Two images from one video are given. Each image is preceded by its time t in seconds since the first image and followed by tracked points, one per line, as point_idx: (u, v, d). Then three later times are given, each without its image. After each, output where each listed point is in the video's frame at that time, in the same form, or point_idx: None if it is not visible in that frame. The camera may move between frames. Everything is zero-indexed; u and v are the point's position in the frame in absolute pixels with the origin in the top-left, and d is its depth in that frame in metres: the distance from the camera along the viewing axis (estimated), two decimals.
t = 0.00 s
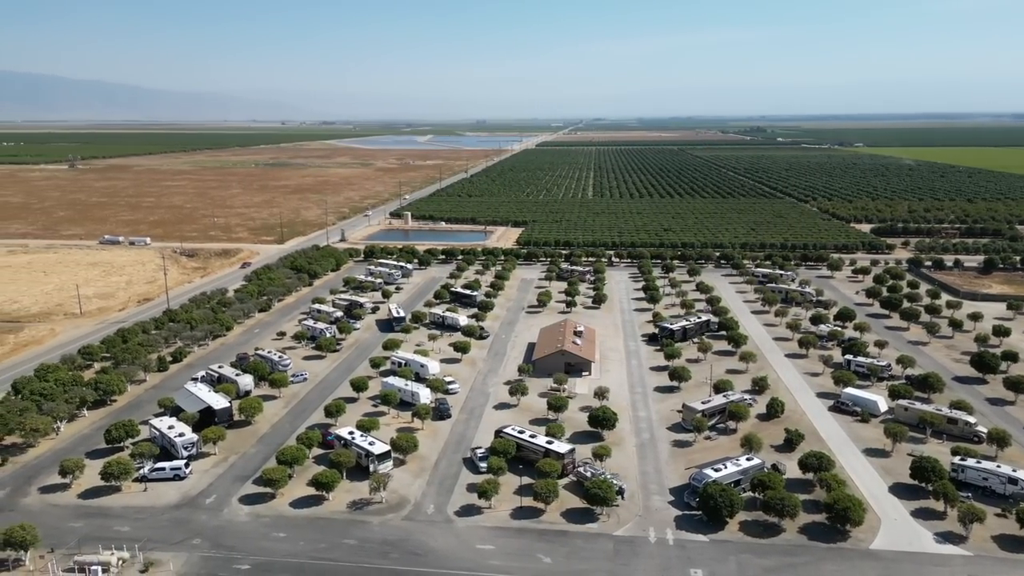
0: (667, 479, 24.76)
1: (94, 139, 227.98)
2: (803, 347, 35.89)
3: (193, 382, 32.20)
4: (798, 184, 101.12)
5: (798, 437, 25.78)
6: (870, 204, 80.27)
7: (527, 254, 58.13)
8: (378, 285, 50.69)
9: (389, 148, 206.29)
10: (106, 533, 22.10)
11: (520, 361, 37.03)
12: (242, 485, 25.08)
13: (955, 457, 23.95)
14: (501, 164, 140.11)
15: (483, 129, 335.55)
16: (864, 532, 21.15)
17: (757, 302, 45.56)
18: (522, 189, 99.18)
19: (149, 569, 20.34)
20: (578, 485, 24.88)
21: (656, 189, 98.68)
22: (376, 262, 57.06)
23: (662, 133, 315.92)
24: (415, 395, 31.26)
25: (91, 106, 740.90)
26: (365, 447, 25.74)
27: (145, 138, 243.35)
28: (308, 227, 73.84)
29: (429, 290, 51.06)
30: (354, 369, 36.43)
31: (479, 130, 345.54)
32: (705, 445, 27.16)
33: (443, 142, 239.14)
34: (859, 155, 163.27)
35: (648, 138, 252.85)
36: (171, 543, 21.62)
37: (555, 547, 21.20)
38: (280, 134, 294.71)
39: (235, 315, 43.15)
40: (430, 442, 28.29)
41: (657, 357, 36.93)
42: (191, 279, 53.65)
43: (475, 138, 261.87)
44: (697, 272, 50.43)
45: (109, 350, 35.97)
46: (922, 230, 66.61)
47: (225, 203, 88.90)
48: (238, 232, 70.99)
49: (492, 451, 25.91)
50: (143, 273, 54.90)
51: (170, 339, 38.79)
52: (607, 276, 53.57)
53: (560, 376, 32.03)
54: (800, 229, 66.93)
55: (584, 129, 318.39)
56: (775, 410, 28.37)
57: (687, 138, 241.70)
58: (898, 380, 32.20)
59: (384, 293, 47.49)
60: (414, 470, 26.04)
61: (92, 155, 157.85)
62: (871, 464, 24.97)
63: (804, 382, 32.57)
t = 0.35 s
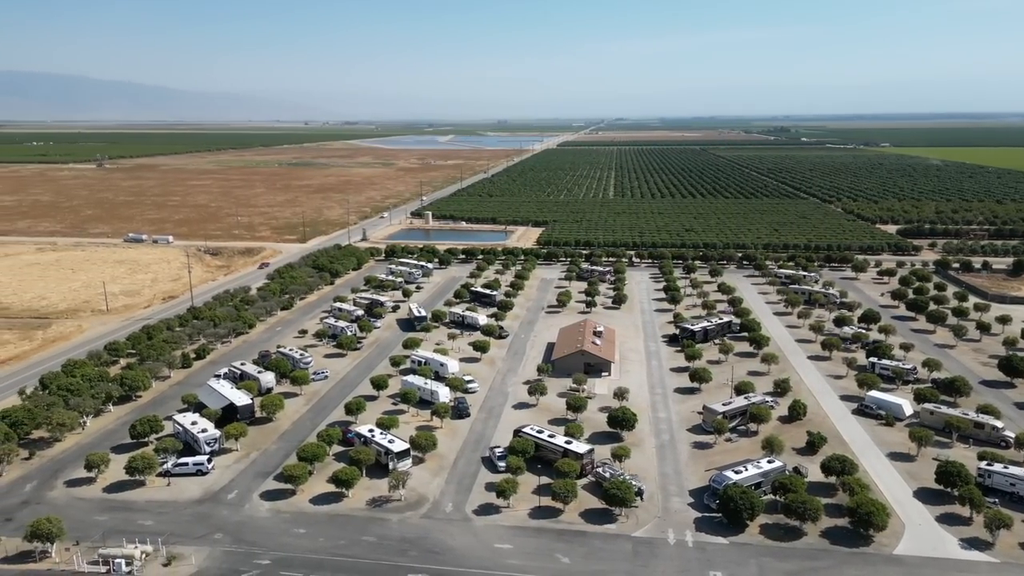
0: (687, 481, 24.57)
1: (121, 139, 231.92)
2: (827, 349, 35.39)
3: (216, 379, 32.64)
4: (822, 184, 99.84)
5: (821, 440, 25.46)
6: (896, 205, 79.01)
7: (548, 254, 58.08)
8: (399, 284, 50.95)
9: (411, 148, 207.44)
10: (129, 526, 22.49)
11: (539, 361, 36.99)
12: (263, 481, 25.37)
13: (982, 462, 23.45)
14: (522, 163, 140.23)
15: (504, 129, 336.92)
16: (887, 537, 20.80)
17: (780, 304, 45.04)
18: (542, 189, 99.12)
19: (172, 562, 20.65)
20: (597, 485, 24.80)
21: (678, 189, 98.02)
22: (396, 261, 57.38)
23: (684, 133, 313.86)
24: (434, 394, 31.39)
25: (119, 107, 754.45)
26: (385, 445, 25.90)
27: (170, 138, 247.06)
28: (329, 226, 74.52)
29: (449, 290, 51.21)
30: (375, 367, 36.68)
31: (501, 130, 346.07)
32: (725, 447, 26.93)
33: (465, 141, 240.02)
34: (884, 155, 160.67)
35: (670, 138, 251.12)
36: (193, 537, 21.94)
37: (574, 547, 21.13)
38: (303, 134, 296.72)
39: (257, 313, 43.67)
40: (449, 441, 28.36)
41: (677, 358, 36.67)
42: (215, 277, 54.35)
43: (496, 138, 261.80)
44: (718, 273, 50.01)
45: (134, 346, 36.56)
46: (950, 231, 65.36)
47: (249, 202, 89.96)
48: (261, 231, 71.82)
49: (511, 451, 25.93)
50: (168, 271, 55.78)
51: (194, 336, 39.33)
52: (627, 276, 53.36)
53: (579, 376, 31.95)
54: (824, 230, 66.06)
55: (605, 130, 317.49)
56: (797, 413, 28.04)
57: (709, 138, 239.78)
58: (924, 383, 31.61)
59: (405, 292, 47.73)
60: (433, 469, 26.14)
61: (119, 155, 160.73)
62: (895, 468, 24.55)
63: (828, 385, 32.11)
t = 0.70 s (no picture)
0: (705, 483, 24.39)
1: (147, 139, 235.23)
2: (850, 352, 34.91)
3: (237, 376, 33.06)
4: (846, 185, 98.48)
5: (842, 442, 25.13)
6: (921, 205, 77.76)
7: (567, 253, 58.00)
8: (418, 283, 51.19)
9: (431, 148, 208.27)
10: (152, 520, 22.86)
11: (558, 361, 36.94)
12: (283, 478, 25.64)
13: (1009, 466, 22.99)
14: (541, 163, 140.17)
15: (523, 129, 336.33)
16: (910, 542, 20.47)
17: (802, 305, 44.50)
18: (562, 188, 98.95)
19: (193, 556, 20.95)
20: (615, 485, 24.72)
21: (698, 189, 97.30)
22: (416, 260, 57.66)
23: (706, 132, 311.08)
24: (453, 393, 31.50)
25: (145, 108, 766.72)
26: (403, 443, 26.05)
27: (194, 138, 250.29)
28: (350, 225, 75.06)
29: (468, 289, 51.36)
30: (393, 366, 36.88)
31: (521, 130, 345.73)
32: (745, 449, 26.68)
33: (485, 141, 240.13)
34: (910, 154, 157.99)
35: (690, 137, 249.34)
36: (214, 531, 22.24)
37: (591, 548, 21.08)
38: (324, 133, 299.26)
39: (278, 311, 44.13)
40: (467, 440, 28.43)
41: (697, 359, 36.42)
42: (237, 275, 55.05)
43: (516, 138, 261.87)
44: (739, 274, 49.58)
45: (158, 343, 37.15)
46: (977, 233, 64.11)
47: (271, 201, 90.93)
48: (282, 230, 72.56)
49: (528, 450, 25.93)
50: (191, 269, 56.57)
51: (216, 333, 39.85)
52: (646, 276, 53.09)
53: (597, 376, 31.85)
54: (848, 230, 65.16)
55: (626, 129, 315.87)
56: (818, 415, 27.70)
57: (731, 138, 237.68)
58: (949, 387, 31.06)
59: (424, 291, 47.97)
60: (451, 467, 26.23)
61: (145, 154, 163.29)
62: (918, 472, 24.16)
63: (850, 387, 31.66)
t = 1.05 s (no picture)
0: (720, 484, 24.22)
1: (167, 139, 238.09)
2: (867, 353, 34.52)
3: (253, 374, 33.35)
4: (864, 184, 97.32)
5: (859, 445, 24.86)
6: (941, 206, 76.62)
7: (581, 253, 57.89)
8: (433, 282, 51.33)
9: (447, 147, 208.64)
10: (168, 516, 23.13)
11: (572, 360, 36.89)
12: (297, 475, 25.83)
13: None
14: (556, 163, 139.92)
15: (538, 129, 336.44)
16: (927, 546, 20.20)
17: (819, 306, 44.06)
18: (577, 188, 98.73)
19: (208, 552, 21.18)
20: (628, 486, 24.63)
21: (715, 189, 96.66)
22: (431, 259, 57.84)
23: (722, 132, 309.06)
24: (467, 392, 31.56)
25: (165, 108, 775.65)
26: (417, 442, 26.15)
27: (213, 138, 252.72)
28: (365, 224, 75.47)
29: (482, 288, 51.44)
30: (407, 364, 37.03)
31: (536, 130, 344.89)
32: (761, 450, 26.47)
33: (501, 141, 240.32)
34: (931, 154, 155.52)
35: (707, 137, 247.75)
36: (230, 527, 22.46)
37: (604, 548, 21.02)
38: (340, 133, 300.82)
39: (294, 309, 44.47)
40: (480, 438, 28.47)
41: (712, 360, 36.20)
42: (254, 274, 55.55)
43: (532, 137, 261.28)
44: (755, 274, 49.19)
45: (176, 341, 37.58)
46: (999, 233, 63.07)
47: (288, 201, 91.56)
48: (299, 229, 73.08)
49: (542, 450, 25.92)
50: (208, 267, 57.20)
51: (233, 331, 40.23)
52: (662, 276, 52.85)
53: (611, 376, 31.76)
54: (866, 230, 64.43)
55: (643, 129, 314.08)
56: (835, 417, 27.43)
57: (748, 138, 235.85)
58: (969, 389, 30.63)
59: (438, 290, 48.12)
60: (464, 466, 26.28)
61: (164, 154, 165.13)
62: (936, 475, 23.84)
63: (868, 389, 31.30)
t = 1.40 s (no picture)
0: (730, 484, 24.11)
1: (181, 139, 239.92)
2: (880, 354, 34.23)
3: (265, 372, 33.56)
4: (878, 184, 96.48)
5: (871, 446, 24.66)
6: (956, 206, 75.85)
7: (592, 253, 57.81)
8: (444, 281, 51.42)
9: (458, 147, 208.79)
10: (180, 512, 23.32)
11: (582, 360, 36.83)
12: (308, 473, 25.95)
13: None
14: (567, 162, 139.65)
15: (549, 130, 335.74)
16: (940, 548, 20.00)
17: (832, 306, 43.75)
18: (588, 188, 98.52)
19: (219, 548, 21.32)
20: (638, 486, 24.56)
21: (727, 189, 96.20)
22: (442, 259, 57.96)
23: (734, 131, 307.57)
24: (476, 391, 31.58)
25: (179, 109, 781.55)
26: (427, 441, 26.21)
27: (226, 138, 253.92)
28: (376, 224, 75.70)
29: (492, 288, 51.49)
30: (418, 363, 37.13)
31: (547, 130, 344.34)
32: (772, 451, 26.31)
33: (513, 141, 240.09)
34: (946, 154, 153.78)
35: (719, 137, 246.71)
36: (240, 524, 22.61)
37: (613, 548, 20.97)
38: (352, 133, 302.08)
39: (305, 308, 44.70)
40: (490, 438, 28.50)
41: (723, 360, 36.03)
42: (266, 273, 55.90)
43: (543, 137, 260.63)
44: (767, 274, 48.92)
45: (188, 339, 37.93)
46: (1015, 234, 62.31)
47: (300, 200, 91.92)
48: (310, 228, 73.39)
49: (551, 449, 25.90)
50: (220, 266, 57.64)
51: (245, 329, 40.53)
52: (673, 276, 52.66)
53: (622, 376, 31.69)
54: (880, 231, 63.92)
55: (655, 129, 312.23)
56: (847, 418, 27.22)
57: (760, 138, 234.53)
58: (983, 391, 30.30)
59: (449, 289, 48.25)
60: (474, 465, 26.30)
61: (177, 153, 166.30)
62: (950, 477, 23.58)
63: (880, 390, 31.06)
